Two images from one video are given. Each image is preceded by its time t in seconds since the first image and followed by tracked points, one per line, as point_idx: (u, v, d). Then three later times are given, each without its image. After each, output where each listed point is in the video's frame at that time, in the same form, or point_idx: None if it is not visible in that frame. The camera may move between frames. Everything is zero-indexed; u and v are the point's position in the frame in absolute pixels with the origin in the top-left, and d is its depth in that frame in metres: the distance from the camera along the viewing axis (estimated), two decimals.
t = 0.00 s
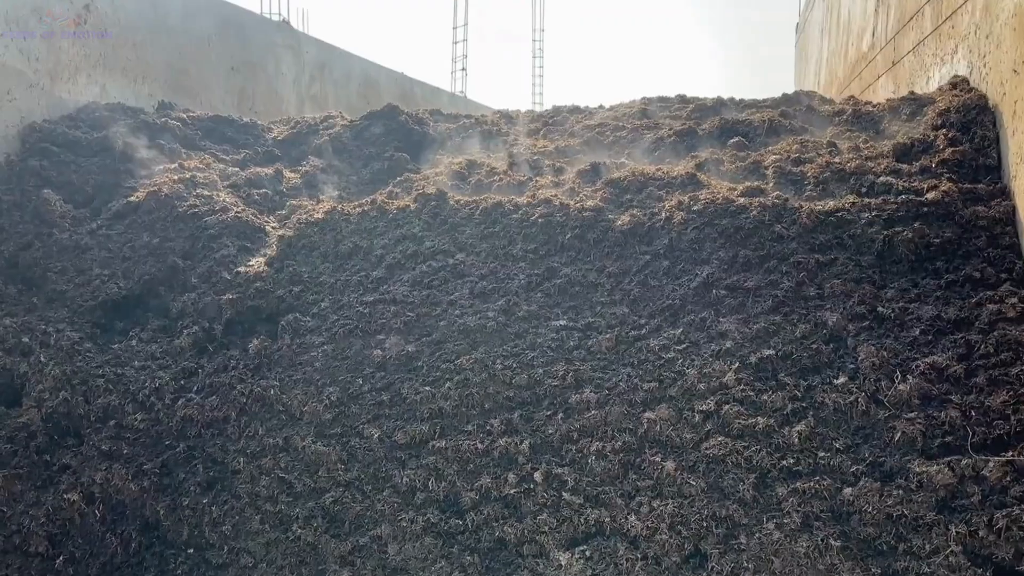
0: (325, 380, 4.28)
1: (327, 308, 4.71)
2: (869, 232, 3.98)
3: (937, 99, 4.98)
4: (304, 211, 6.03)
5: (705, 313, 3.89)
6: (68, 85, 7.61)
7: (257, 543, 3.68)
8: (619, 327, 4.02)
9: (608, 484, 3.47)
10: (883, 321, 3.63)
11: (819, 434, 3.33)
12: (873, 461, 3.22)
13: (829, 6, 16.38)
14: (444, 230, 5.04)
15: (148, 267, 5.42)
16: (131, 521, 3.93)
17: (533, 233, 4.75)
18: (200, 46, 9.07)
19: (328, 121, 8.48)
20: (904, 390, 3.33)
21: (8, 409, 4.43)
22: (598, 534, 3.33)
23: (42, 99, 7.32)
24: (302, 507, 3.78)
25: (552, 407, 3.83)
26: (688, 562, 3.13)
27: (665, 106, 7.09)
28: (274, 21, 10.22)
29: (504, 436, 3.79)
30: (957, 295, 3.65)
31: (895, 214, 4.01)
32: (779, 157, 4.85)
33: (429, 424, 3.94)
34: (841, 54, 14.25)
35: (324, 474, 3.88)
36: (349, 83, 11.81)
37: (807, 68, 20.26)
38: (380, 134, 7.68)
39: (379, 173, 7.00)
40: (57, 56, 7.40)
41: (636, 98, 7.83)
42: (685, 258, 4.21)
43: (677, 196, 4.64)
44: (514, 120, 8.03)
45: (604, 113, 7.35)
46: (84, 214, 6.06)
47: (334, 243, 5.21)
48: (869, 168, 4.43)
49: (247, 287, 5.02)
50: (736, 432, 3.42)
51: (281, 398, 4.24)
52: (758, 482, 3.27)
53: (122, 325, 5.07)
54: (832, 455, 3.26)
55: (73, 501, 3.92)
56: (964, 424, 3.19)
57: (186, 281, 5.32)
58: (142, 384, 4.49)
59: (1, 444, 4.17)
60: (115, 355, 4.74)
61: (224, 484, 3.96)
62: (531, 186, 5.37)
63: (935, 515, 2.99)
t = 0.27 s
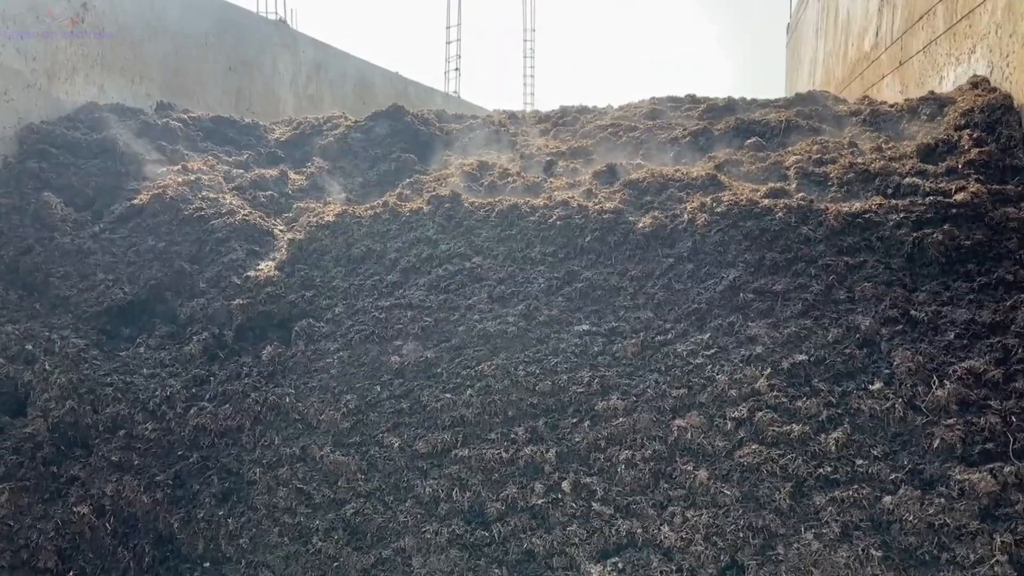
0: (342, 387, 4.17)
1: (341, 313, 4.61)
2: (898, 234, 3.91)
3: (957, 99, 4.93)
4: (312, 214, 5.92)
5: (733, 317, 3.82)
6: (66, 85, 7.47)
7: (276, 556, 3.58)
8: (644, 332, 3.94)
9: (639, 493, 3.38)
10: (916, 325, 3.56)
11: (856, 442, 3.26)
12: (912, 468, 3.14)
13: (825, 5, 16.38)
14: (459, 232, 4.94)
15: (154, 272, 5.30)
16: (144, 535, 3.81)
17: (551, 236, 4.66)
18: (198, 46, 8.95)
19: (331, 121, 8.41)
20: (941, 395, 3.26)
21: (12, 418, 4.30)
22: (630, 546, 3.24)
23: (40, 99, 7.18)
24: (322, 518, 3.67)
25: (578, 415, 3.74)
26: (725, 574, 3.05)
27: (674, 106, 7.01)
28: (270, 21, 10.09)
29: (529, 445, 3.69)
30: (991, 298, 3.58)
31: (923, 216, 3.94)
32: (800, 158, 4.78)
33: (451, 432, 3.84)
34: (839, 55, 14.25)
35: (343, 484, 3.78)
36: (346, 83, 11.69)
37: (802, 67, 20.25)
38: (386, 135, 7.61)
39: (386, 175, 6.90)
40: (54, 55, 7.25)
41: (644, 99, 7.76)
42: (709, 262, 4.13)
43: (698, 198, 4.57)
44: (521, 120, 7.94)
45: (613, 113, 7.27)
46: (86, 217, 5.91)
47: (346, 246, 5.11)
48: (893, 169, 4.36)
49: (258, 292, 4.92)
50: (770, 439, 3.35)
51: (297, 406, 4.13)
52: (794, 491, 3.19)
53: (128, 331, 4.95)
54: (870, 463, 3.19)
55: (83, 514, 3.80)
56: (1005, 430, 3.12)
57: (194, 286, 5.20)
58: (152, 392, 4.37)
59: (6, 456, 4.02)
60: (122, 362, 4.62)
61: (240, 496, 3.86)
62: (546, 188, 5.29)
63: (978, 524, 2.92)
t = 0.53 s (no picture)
0: (351, 395, 4.10)
1: (349, 319, 4.55)
2: (913, 237, 3.88)
3: (967, 101, 4.92)
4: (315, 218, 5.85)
5: (750, 322, 3.78)
6: (61, 87, 7.35)
7: (288, 568, 3.50)
8: (659, 338, 3.89)
9: (659, 502, 3.33)
10: (935, 329, 3.53)
11: (879, 448, 3.22)
12: (936, 475, 3.10)
13: (816, 7, 16.44)
14: (467, 237, 4.89)
15: (155, 278, 5.21)
16: (151, 547, 3.72)
17: (561, 241, 4.61)
18: (192, 47, 8.86)
19: (330, 124, 8.34)
20: (964, 401, 3.23)
21: (12, 428, 4.20)
22: (650, 555, 3.18)
23: (35, 102, 7.07)
24: (334, 529, 3.60)
25: (594, 422, 3.68)
26: None
27: (677, 109, 6.99)
28: (264, 22, 10.00)
29: (545, 453, 3.63)
30: (1009, 302, 3.56)
31: (939, 219, 3.91)
32: (810, 161, 4.75)
33: (465, 440, 3.78)
34: (833, 57, 14.30)
35: (355, 494, 3.70)
36: (338, 84, 11.62)
37: (792, 69, 20.32)
38: (386, 137, 7.55)
39: (387, 178, 6.84)
40: (48, 57, 7.14)
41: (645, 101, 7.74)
42: (723, 266, 4.09)
43: (710, 201, 4.53)
44: (522, 122, 7.89)
45: (615, 116, 7.23)
46: (84, 222, 5.81)
47: (352, 251, 5.04)
48: (907, 172, 4.34)
49: (263, 299, 4.85)
50: (792, 446, 3.30)
51: (306, 415, 4.06)
52: (817, 499, 3.15)
53: (129, 338, 4.86)
54: (894, 469, 3.15)
55: (88, 527, 3.70)
56: None
57: (197, 292, 5.12)
58: (157, 401, 4.29)
59: (8, 467, 3.92)
60: (125, 370, 4.53)
61: (249, 506, 3.78)
62: (554, 191, 5.24)
63: (1006, 531, 2.88)
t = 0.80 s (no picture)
0: (356, 401, 4.02)
1: (351, 323, 4.46)
2: (925, 238, 3.85)
3: (972, 101, 4.91)
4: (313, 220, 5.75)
5: (762, 324, 3.73)
6: (49, 87, 7.22)
7: None
8: (670, 340, 3.83)
9: (673, 508, 3.27)
10: (950, 330, 3.49)
11: (896, 452, 3.17)
12: (956, 478, 3.06)
13: (806, 7, 16.48)
14: (470, 238, 4.82)
15: (151, 281, 5.10)
16: (151, 558, 3.62)
17: (567, 242, 4.55)
18: (182, 47, 8.73)
19: (325, 124, 8.24)
20: (981, 403, 3.19)
21: (6, 437, 4.10)
22: (666, 563, 3.12)
23: (23, 102, 6.94)
24: (341, 538, 3.51)
25: (605, 427, 3.61)
26: None
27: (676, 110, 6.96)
28: (254, 21, 9.89)
29: (556, 458, 3.56)
30: None
31: (950, 219, 3.88)
32: (816, 161, 4.72)
33: (473, 446, 3.70)
34: (824, 57, 14.35)
35: (362, 502, 3.62)
36: (328, 84, 11.55)
37: (780, 70, 20.39)
38: (383, 138, 7.48)
39: (385, 179, 6.77)
40: (37, 57, 7.01)
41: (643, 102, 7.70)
42: (733, 267, 4.04)
43: (717, 202, 4.48)
44: (520, 123, 7.83)
45: (614, 116, 7.19)
46: (75, 224, 5.69)
47: (352, 253, 4.96)
48: (915, 171, 4.30)
49: (263, 302, 4.76)
50: (808, 450, 3.26)
51: (310, 421, 3.97)
52: (834, 504, 3.10)
53: (125, 343, 4.75)
54: (913, 473, 3.10)
55: (86, 538, 3.60)
56: None
57: (194, 296, 5.02)
58: (156, 408, 4.18)
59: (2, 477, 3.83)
60: (121, 376, 4.42)
61: (253, 515, 3.69)
62: (557, 192, 5.18)
63: None
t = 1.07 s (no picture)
0: (362, 408, 3.90)
1: (355, 327, 4.34)
2: (943, 238, 3.79)
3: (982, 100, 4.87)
4: (311, 222, 5.62)
5: (780, 327, 3.65)
6: (35, 86, 7.04)
7: None
8: (686, 344, 3.74)
9: (695, 517, 3.17)
10: (972, 332, 3.43)
11: (924, 457, 3.09)
12: (985, 484, 2.98)
13: (792, 8, 16.53)
14: (475, 240, 4.71)
15: (145, 285, 4.95)
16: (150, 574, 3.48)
17: (576, 244, 4.46)
18: (170, 46, 8.58)
19: (319, 124, 8.10)
20: (1009, 407, 3.12)
21: None
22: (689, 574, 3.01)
23: (9, 101, 6.77)
24: (350, 551, 3.38)
25: (622, 433, 3.51)
26: None
27: (676, 111, 6.91)
28: (242, 20, 9.74)
29: (572, 467, 3.46)
30: None
31: (968, 219, 3.83)
32: (827, 160, 4.66)
33: (486, 453, 3.60)
34: (813, 58, 14.39)
35: (372, 513, 3.50)
36: (315, 84, 11.43)
37: (766, 72, 20.46)
38: (379, 138, 7.37)
39: (382, 180, 6.66)
40: (23, 55, 6.83)
41: (642, 102, 7.63)
42: (748, 269, 3.96)
43: (729, 202, 4.41)
44: (518, 123, 7.74)
45: (615, 117, 7.12)
46: (65, 227, 5.52)
47: (354, 256, 4.84)
48: (930, 171, 4.25)
49: (263, 306, 4.63)
50: (833, 456, 3.18)
51: (315, 429, 3.85)
52: (861, 511, 3.02)
53: (119, 350, 4.60)
54: (941, 479, 3.02)
55: (83, 553, 3.46)
56: None
57: (190, 300, 4.87)
58: (154, 417, 4.04)
59: None
60: (116, 384, 4.27)
61: (258, 528, 3.55)
62: (563, 192, 5.09)
63: None
